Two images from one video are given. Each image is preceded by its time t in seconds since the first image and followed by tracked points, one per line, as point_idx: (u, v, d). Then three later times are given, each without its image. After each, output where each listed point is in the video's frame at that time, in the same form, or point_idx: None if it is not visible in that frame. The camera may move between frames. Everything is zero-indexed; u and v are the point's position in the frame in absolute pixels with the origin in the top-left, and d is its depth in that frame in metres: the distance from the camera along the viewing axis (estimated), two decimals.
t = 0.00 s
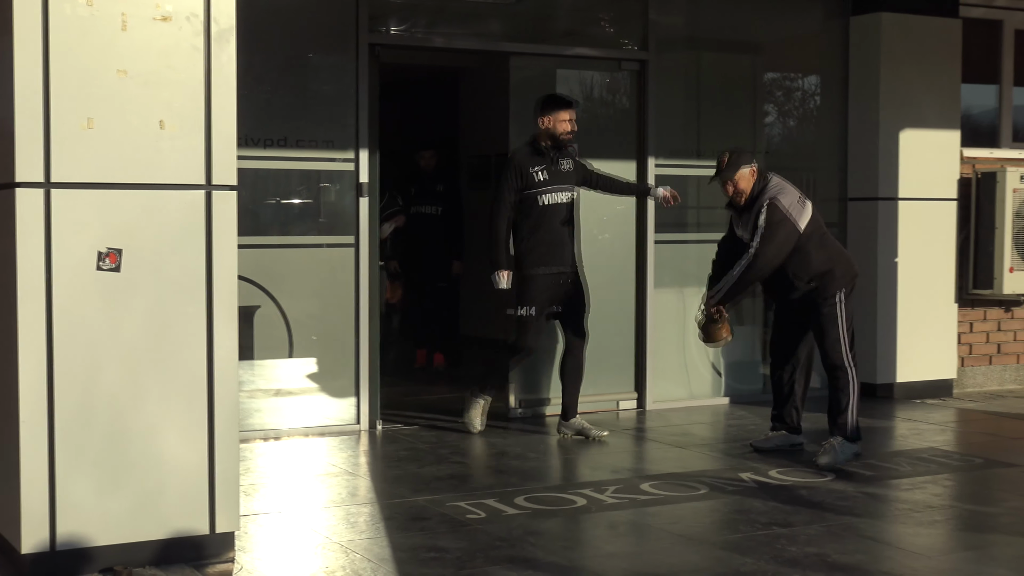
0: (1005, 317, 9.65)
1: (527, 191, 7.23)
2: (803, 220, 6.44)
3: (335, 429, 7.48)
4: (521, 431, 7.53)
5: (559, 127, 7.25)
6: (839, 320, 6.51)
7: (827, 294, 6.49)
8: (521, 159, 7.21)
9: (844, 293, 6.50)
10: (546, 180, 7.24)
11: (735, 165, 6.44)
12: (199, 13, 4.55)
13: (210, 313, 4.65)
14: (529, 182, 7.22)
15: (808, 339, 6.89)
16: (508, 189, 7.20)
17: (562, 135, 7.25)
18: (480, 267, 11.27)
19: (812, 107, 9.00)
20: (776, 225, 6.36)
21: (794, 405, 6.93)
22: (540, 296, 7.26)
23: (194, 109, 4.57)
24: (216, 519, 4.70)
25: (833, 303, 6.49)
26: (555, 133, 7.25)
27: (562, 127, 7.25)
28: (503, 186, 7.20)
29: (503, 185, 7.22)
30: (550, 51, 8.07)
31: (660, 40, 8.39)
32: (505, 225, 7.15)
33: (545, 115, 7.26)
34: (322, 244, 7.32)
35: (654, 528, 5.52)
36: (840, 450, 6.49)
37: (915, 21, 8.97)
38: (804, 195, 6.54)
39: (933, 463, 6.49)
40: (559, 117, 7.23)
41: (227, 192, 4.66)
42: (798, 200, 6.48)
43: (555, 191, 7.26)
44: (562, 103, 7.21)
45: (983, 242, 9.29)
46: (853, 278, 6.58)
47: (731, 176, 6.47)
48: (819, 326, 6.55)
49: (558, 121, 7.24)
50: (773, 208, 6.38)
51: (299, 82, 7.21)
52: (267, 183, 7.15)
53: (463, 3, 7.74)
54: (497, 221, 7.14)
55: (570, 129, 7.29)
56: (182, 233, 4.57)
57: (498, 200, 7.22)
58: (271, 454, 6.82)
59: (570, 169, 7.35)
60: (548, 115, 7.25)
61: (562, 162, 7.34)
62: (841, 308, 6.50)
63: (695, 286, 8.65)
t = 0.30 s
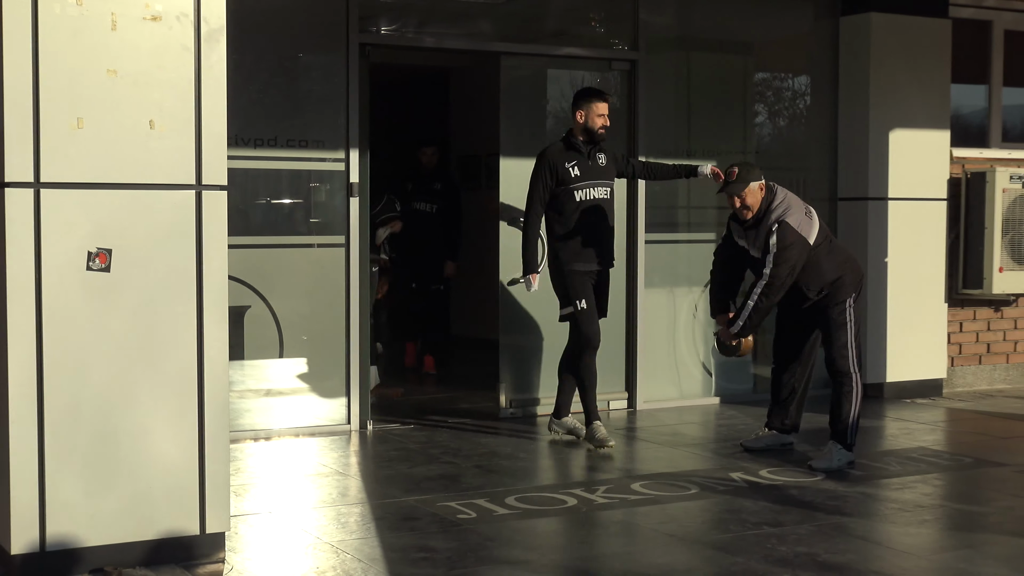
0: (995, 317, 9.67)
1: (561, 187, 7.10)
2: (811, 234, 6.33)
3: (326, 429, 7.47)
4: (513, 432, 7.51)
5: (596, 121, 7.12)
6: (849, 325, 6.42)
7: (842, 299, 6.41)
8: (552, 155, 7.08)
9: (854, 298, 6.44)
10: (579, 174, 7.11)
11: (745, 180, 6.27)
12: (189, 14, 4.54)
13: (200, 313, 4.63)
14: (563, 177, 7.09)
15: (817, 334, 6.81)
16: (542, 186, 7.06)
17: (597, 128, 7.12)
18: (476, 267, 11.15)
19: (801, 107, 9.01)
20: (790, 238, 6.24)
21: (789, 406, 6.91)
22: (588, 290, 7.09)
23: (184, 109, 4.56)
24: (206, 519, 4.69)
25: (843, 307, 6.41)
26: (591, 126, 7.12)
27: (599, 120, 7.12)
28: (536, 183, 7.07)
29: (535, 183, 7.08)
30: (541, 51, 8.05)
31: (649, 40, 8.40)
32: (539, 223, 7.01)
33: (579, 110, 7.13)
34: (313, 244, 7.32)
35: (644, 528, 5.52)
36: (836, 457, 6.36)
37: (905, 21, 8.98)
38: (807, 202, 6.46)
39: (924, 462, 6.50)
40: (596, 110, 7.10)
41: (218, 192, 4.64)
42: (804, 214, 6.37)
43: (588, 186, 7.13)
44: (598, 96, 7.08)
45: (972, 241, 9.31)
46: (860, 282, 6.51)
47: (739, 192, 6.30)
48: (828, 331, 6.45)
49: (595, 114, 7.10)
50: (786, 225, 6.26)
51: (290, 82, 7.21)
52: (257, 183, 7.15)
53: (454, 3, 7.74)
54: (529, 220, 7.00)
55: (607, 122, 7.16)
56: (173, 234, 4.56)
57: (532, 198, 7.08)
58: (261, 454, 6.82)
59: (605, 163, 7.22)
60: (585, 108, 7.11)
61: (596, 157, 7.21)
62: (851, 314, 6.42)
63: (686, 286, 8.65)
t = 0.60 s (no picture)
0: (983, 317, 9.69)
1: (593, 196, 6.82)
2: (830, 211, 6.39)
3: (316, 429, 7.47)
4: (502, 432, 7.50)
5: (625, 125, 6.80)
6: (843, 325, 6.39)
7: (839, 293, 6.37)
8: (584, 161, 6.78)
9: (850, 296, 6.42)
10: (612, 181, 6.82)
11: (780, 147, 6.29)
12: (178, 13, 4.53)
13: (190, 313, 4.61)
14: (595, 184, 6.80)
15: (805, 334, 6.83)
16: (573, 196, 6.79)
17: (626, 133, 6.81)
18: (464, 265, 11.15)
19: (790, 107, 9.03)
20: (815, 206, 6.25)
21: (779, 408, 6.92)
22: (625, 299, 6.83)
23: (173, 109, 4.54)
24: (196, 521, 4.67)
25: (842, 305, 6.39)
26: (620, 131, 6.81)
27: (628, 124, 6.80)
28: (568, 192, 6.79)
29: (566, 191, 6.80)
30: (529, 51, 8.05)
31: (638, 40, 8.41)
32: (570, 236, 6.75)
33: (608, 115, 6.80)
34: (302, 244, 7.31)
35: (634, 528, 5.52)
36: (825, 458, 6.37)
37: (893, 21, 8.99)
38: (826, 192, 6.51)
39: (913, 462, 6.51)
40: (625, 115, 6.77)
41: (209, 192, 4.62)
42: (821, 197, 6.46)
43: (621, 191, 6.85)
44: (627, 101, 6.75)
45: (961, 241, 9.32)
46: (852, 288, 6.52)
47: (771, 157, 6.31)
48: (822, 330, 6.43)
49: (623, 118, 6.78)
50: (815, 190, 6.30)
51: (279, 81, 7.20)
52: (246, 183, 7.15)
53: (443, 4, 7.74)
54: (561, 233, 6.73)
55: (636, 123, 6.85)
56: (162, 235, 4.55)
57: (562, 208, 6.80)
58: (250, 455, 6.82)
59: (635, 164, 6.94)
60: (614, 112, 6.78)
61: (626, 159, 6.92)
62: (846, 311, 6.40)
63: (675, 286, 8.65)
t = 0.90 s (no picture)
0: (970, 317, 9.71)
1: (613, 191, 6.72)
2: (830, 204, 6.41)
3: (304, 430, 7.46)
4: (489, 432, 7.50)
5: (645, 120, 6.78)
6: (832, 329, 6.41)
7: (831, 290, 6.40)
8: (604, 156, 6.70)
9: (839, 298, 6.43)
10: (630, 178, 6.74)
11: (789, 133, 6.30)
12: (166, 14, 4.52)
13: (178, 313, 4.61)
14: (614, 180, 6.71)
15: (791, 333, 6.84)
16: (594, 189, 6.68)
17: (648, 128, 6.78)
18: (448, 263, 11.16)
19: (778, 108, 9.05)
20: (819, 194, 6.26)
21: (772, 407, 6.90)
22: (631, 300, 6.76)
23: (160, 109, 4.53)
24: (183, 521, 4.67)
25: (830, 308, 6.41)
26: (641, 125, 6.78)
27: (648, 119, 6.78)
28: (588, 186, 6.68)
29: (585, 185, 6.70)
30: (517, 51, 8.05)
31: (627, 40, 8.41)
32: (590, 228, 6.63)
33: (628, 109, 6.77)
34: (290, 244, 7.30)
35: (621, 528, 5.53)
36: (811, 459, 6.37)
37: (881, 22, 9.01)
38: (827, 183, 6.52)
39: (901, 462, 6.52)
40: (646, 109, 6.76)
41: (195, 192, 4.62)
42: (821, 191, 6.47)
43: (640, 188, 6.77)
44: (650, 95, 6.75)
45: (948, 241, 9.35)
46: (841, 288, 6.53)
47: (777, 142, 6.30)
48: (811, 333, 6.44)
49: (644, 113, 6.77)
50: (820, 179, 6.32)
51: (267, 81, 7.18)
52: (234, 183, 7.14)
53: (431, 3, 7.74)
54: (581, 226, 6.62)
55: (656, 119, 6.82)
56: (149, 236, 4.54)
57: (582, 201, 6.70)
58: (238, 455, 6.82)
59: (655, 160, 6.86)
60: (635, 106, 6.77)
61: (645, 156, 6.84)
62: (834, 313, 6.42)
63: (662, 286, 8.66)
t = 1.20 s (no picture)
0: (956, 317, 9.74)
1: (637, 191, 6.57)
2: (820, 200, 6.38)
3: (291, 430, 7.45)
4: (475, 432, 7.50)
5: (672, 118, 6.56)
6: (818, 329, 6.40)
7: (816, 290, 6.38)
8: (627, 155, 6.56)
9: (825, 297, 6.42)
10: (656, 178, 6.55)
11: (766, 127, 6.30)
12: (151, 12, 4.51)
13: (164, 314, 4.60)
14: (637, 180, 6.56)
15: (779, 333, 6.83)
16: (614, 190, 6.58)
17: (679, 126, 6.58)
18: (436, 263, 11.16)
19: (765, 108, 9.06)
20: (812, 193, 6.26)
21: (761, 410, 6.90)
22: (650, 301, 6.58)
23: (146, 108, 4.52)
24: (171, 523, 4.66)
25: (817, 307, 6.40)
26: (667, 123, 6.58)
27: (674, 117, 6.56)
28: (609, 186, 6.58)
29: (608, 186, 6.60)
30: (504, 52, 8.05)
31: (614, 41, 8.42)
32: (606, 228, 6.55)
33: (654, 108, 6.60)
34: (277, 244, 7.30)
35: (608, 528, 5.53)
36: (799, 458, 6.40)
37: (866, 23, 9.04)
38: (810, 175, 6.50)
39: (887, 461, 6.54)
40: (671, 108, 6.54)
41: (182, 192, 4.61)
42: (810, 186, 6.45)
43: (668, 189, 6.56)
44: (675, 93, 6.51)
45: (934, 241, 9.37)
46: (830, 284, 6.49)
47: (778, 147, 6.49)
48: (797, 333, 6.43)
49: (670, 111, 6.55)
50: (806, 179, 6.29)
51: (252, 80, 7.17)
52: (220, 183, 7.13)
53: (418, 4, 7.73)
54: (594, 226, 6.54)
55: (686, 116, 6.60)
56: (136, 236, 4.53)
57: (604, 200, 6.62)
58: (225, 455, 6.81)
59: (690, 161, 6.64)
60: (661, 104, 6.55)
61: (677, 156, 6.63)
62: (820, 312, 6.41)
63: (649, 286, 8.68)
